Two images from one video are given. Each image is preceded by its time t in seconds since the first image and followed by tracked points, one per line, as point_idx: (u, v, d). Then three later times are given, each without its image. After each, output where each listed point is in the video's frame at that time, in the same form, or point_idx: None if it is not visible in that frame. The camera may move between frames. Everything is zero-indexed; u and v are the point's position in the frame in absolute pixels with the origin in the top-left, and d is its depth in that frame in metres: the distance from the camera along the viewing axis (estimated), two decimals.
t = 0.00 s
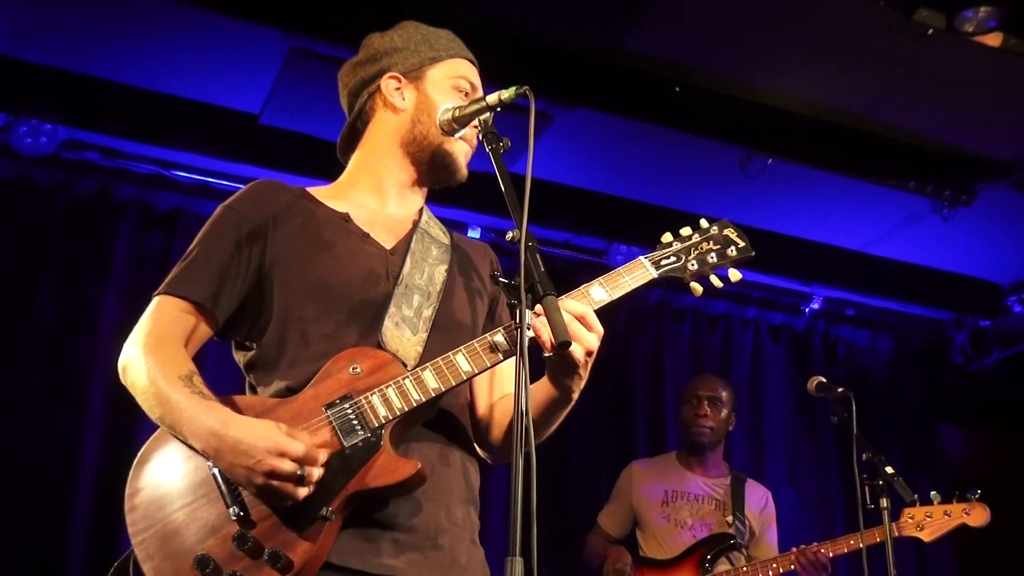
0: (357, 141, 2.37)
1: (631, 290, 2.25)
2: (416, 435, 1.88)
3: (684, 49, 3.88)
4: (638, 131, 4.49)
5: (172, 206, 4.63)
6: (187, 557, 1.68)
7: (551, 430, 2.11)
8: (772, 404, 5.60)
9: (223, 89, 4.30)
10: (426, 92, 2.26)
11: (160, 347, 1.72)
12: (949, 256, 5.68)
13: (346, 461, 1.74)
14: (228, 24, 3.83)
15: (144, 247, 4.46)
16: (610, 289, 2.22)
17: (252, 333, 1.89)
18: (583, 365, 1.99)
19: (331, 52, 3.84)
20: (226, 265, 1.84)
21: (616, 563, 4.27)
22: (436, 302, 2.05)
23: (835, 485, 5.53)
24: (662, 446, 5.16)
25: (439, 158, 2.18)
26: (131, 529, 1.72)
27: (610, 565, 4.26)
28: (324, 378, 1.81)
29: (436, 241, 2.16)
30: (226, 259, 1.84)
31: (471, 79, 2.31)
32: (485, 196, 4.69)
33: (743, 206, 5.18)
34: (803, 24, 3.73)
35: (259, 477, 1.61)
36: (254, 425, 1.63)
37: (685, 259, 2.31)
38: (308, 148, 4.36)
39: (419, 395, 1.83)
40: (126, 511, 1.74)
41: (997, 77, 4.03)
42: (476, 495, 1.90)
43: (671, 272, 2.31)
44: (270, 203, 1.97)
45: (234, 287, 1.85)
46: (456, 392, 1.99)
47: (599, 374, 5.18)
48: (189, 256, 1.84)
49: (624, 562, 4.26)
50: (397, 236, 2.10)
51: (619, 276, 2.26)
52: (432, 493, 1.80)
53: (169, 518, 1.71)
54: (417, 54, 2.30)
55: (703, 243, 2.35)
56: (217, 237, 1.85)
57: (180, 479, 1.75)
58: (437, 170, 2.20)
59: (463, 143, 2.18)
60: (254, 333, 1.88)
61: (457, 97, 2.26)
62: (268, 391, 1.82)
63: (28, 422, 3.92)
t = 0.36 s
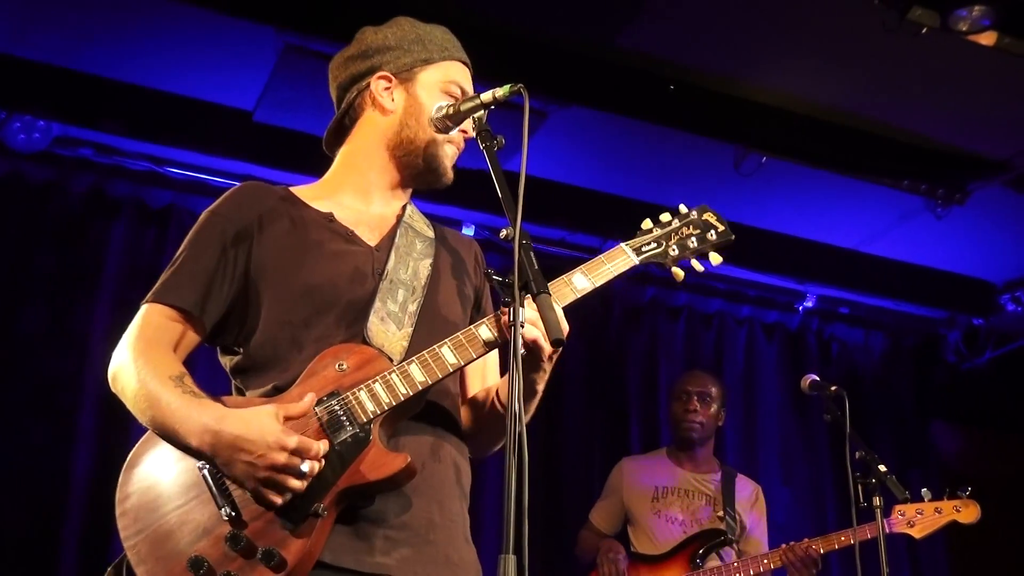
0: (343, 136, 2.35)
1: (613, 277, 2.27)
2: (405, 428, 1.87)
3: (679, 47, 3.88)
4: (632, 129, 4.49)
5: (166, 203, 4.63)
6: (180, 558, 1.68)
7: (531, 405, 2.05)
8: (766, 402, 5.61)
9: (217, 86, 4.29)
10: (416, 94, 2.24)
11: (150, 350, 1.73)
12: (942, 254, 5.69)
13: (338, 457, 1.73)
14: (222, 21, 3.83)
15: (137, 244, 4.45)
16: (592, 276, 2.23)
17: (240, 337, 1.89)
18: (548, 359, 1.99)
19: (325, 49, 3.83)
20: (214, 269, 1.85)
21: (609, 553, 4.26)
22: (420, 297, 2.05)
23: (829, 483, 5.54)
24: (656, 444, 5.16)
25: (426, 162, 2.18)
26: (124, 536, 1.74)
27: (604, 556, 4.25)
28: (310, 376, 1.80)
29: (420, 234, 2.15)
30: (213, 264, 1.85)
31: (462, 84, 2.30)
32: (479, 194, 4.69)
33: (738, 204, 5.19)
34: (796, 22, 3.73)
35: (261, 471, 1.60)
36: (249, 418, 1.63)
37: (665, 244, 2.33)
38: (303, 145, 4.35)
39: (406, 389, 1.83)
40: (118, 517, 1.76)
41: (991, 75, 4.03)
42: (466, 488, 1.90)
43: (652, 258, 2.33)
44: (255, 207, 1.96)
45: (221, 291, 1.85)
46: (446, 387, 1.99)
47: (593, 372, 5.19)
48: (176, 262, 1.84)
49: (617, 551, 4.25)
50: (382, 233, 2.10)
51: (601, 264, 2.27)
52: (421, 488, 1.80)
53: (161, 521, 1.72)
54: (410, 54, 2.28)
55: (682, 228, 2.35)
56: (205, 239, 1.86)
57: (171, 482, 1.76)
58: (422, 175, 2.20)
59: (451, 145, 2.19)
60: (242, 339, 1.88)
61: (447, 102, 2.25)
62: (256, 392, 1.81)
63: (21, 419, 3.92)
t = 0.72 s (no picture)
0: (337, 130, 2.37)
1: (608, 273, 2.27)
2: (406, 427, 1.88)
3: (677, 45, 3.87)
4: (629, 126, 4.49)
5: (163, 201, 4.62)
6: (180, 563, 1.68)
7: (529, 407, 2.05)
8: (763, 399, 5.61)
9: (214, 84, 4.28)
10: (406, 92, 2.24)
11: (145, 357, 1.73)
12: (939, 251, 5.69)
13: (335, 461, 1.73)
14: (220, 19, 3.82)
15: (134, 242, 4.44)
16: (587, 272, 2.23)
17: (236, 342, 1.90)
18: (543, 358, 1.99)
19: (322, 47, 3.83)
20: (208, 272, 1.85)
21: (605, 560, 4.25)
22: (417, 296, 2.04)
23: (826, 480, 5.54)
24: (653, 442, 5.16)
25: (416, 162, 2.18)
26: (123, 540, 1.73)
27: (601, 561, 4.25)
28: (307, 378, 1.80)
29: (415, 234, 2.15)
30: (208, 269, 1.85)
31: (456, 83, 2.29)
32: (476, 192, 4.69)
33: (735, 201, 5.19)
34: (795, 20, 3.73)
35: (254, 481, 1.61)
36: (246, 430, 1.64)
37: (661, 239, 2.33)
38: (299, 144, 4.35)
39: (404, 388, 1.83)
40: (117, 521, 1.76)
41: (989, 72, 4.03)
42: (464, 489, 1.90)
43: (648, 253, 2.32)
44: (249, 210, 1.96)
45: (215, 296, 1.85)
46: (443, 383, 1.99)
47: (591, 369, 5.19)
48: (170, 268, 1.84)
49: (613, 557, 4.25)
50: (376, 233, 2.09)
51: (596, 259, 2.27)
52: (419, 489, 1.80)
53: (162, 525, 1.72)
54: (402, 50, 2.27)
55: (678, 222, 2.35)
56: (197, 244, 1.86)
57: (170, 485, 1.75)
58: (412, 175, 2.20)
59: (441, 145, 2.19)
60: (238, 342, 1.89)
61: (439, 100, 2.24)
62: (255, 394, 1.83)
63: (19, 418, 3.91)
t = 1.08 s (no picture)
0: (332, 125, 2.37)
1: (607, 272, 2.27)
2: (400, 426, 1.87)
3: (676, 43, 3.88)
4: (629, 124, 4.49)
5: (163, 200, 4.62)
6: (179, 561, 1.69)
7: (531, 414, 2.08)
8: (763, 397, 5.62)
9: (213, 83, 4.28)
10: (398, 91, 2.22)
11: (140, 355, 1.73)
12: (939, 249, 5.69)
13: (335, 458, 1.73)
14: (220, 18, 3.82)
15: (134, 241, 4.44)
16: (586, 271, 2.23)
17: (232, 341, 1.89)
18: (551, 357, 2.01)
19: (322, 45, 3.83)
20: (201, 275, 1.84)
21: (608, 561, 4.27)
22: (414, 294, 2.04)
23: (826, 478, 5.55)
24: (653, 440, 5.17)
25: (397, 164, 2.16)
26: (121, 537, 1.73)
27: (603, 563, 4.27)
28: (306, 376, 1.80)
29: (412, 231, 2.15)
30: (200, 273, 1.84)
31: (451, 84, 2.26)
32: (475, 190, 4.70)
33: (734, 199, 5.19)
34: (794, 18, 3.73)
35: (261, 463, 1.62)
36: (247, 412, 1.64)
37: (659, 237, 2.33)
38: (298, 143, 4.35)
39: (402, 387, 1.84)
40: (115, 518, 1.76)
41: (988, 70, 4.04)
42: (463, 488, 1.90)
43: (645, 252, 2.33)
44: (244, 211, 1.95)
45: (208, 298, 1.85)
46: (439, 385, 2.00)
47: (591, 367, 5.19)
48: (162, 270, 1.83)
49: (616, 558, 4.27)
50: (372, 230, 2.09)
51: (595, 258, 2.27)
52: (417, 487, 1.80)
53: (160, 523, 1.72)
54: (396, 49, 2.25)
55: (675, 221, 2.34)
56: (190, 246, 1.85)
57: (169, 481, 1.76)
58: (396, 178, 2.18)
59: (427, 150, 2.18)
60: (234, 341, 1.88)
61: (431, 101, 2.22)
62: (251, 392, 1.82)
63: (19, 417, 3.91)
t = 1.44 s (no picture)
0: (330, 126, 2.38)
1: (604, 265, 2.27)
2: (399, 425, 1.87)
3: (676, 44, 3.88)
4: (629, 125, 4.49)
5: (163, 201, 4.62)
6: (180, 561, 1.68)
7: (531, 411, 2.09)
8: (763, 397, 5.62)
9: (214, 83, 4.28)
10: (384, 89, 2.22)
11: (141, 356, 1.74)
12: (939, 250, 5.69)
13: (333, 455, 1.74)
14: (221, 19, 3.83)
15: (134, 241, 4.45)
16: (582, 266, 2.23)
17: (233, 341, 1.88)
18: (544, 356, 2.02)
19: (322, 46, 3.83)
20: (197, 277, 1.84)
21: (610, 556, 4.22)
22: (412, 291, 2.04)
23: (826, 479, 5.55)
24: (653, 440, 5.17)
25: (388, 162, 2.15)
26: (122, 539, 1.74)
27: (604, 559, 4.21)
28: (305, 375, 1.81)
29: (408, 228, 2.15)
30: (199, 272, 1.85)
31: (440, 80, 2.23)
32: (476, 191, 4.70)
33: (735, 200, 5.19)
34: (795, 18, 3.73)
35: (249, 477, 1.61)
36: (241, 428, 1.64)
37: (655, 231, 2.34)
38: (298, 143, 4.35)
39: (400, 383, 1.83)
40: (116, 521, 1.76)
41: (989, 71, 4.04)
42: (464, 486, 1.90)
43: (643, 246, 2.34)
44: (241, 214, 1.96)
45: (205, 299, 1.85)
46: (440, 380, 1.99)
47: (591, 367, 5.19)
48: (161, 269, 1.84)
49: (618, 555, 4.21)
50: (369, 229, 2.10)
51: (592, 253, 2.27)
52: (417, 485, 1.80)
53: (160, 524, 1.72)
54: (383, 47, 2.25)
55: (672, 215, 2.35)
56: (188, 246, 1.86)
57: (169, 482, 1.75)
58: (385, 173, 2.17)
59: (415, 146, 2.16)
60: (234, 341, 1.87)
61: (417, 96, 2.20)
62: (249, 393, 1.82)
63: (19, 418, 3.91)
